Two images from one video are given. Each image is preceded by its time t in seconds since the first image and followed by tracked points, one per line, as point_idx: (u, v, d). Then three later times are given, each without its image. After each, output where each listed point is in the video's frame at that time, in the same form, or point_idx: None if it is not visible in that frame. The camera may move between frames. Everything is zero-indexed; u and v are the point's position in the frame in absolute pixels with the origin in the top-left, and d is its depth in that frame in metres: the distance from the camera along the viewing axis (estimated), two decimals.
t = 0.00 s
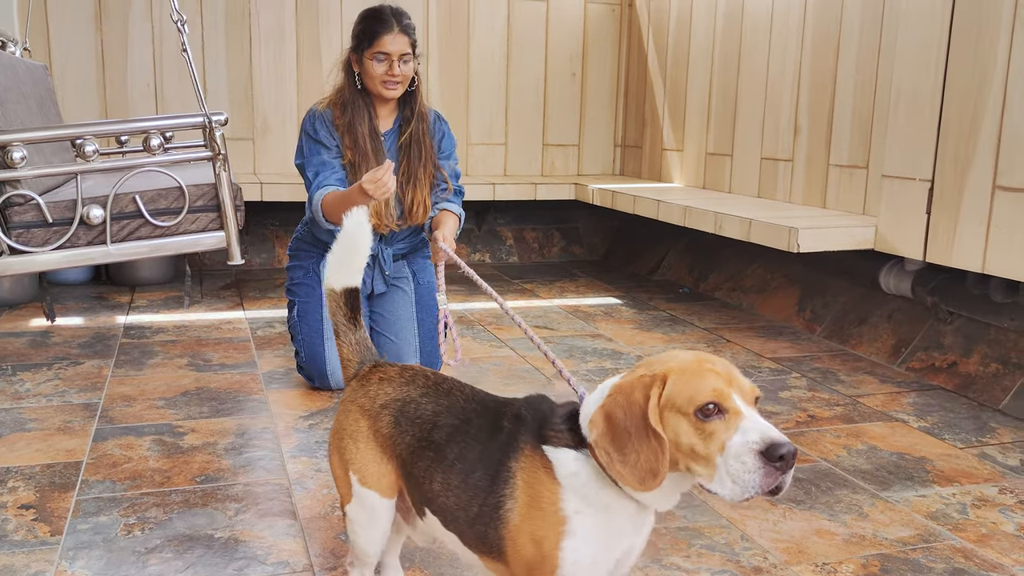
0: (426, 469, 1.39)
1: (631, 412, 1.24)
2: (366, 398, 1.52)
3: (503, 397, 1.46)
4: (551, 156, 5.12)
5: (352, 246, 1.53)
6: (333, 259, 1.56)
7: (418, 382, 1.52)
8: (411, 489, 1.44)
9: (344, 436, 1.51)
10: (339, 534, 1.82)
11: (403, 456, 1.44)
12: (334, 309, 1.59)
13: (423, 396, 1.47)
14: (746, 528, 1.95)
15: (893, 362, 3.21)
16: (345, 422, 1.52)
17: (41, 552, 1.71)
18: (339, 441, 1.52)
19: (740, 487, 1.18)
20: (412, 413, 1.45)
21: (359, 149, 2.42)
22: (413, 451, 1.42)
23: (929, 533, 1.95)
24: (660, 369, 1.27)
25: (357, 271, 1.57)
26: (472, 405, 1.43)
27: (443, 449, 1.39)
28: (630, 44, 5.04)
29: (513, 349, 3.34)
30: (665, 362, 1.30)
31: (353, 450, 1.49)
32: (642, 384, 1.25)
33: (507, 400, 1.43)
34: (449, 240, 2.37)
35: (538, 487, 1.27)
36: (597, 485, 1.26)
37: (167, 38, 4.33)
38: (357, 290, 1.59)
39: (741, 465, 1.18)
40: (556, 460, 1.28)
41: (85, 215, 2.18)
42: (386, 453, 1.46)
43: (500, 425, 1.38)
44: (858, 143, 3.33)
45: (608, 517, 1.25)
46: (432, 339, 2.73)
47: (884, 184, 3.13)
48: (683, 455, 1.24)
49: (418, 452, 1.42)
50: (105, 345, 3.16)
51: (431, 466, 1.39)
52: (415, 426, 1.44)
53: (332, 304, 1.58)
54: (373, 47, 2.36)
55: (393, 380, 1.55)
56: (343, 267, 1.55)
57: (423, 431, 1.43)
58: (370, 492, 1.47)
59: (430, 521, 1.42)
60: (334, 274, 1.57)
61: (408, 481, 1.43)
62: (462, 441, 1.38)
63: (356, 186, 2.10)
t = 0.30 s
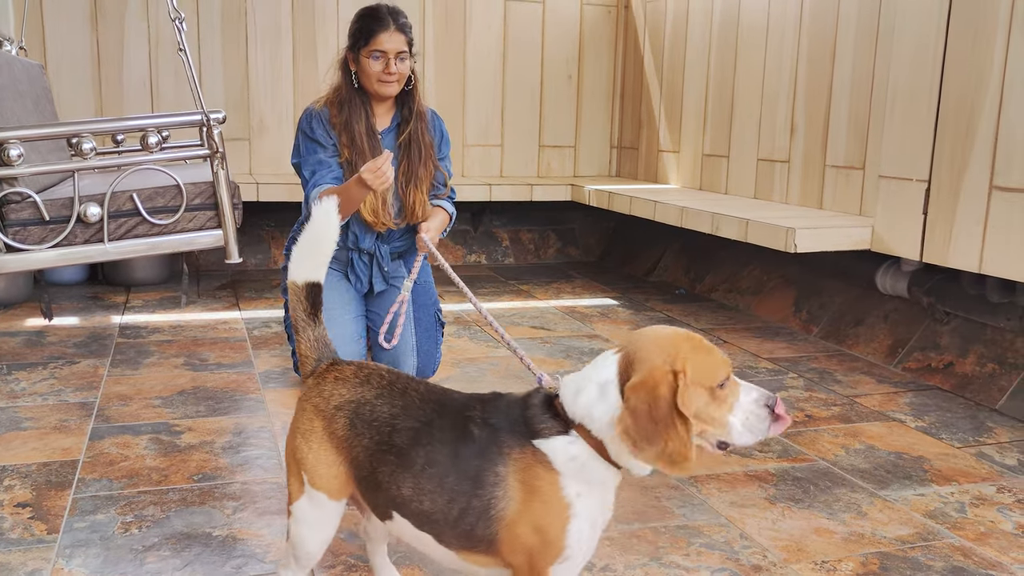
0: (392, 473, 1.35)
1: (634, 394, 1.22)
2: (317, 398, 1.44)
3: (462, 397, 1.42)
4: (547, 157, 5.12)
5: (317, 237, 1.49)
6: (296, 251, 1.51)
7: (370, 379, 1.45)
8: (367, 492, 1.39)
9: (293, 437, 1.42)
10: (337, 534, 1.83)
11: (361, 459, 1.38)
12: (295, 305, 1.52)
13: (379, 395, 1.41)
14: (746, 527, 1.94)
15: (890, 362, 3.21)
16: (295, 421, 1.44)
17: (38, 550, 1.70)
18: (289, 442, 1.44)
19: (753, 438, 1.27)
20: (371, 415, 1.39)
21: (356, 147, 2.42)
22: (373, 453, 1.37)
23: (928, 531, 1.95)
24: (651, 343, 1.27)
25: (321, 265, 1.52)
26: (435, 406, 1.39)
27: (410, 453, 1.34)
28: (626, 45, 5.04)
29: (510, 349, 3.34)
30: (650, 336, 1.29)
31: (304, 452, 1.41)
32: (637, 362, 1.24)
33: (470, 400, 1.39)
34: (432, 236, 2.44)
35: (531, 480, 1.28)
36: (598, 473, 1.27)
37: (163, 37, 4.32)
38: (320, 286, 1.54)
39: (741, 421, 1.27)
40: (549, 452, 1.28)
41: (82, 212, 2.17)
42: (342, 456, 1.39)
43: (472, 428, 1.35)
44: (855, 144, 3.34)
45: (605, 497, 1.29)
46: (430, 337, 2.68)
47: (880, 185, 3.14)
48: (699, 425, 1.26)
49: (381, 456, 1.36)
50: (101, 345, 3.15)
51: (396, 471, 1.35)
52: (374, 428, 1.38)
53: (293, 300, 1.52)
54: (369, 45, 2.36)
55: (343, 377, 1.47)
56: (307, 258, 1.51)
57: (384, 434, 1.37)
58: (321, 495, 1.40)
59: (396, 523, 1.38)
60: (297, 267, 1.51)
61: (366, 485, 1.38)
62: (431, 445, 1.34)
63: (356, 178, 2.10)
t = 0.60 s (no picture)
0: (395, 448, 1.32)
1: (628, 354, 1.36)
2: (288, 384, 1.36)
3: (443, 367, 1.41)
4: (545, 154, 5.12)
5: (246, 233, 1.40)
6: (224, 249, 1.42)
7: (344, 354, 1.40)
8: (360, 472, 1.35)
9: (271, 426, 1.33)
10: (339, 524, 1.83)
11: (355, 439, 1.33)
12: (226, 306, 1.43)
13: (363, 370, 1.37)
14: (748, 519, 1.94)
15: (889, 359, 3.21)
16: (269, 410, 1.34)
17: (38, 540, 1.69)
18: (262, 432, 1.34)
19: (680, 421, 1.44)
20: (361, 392, 1.34)
21: (356, 141, 2.41)
22: (372, 431, 1.33)
23: (930, 524, 1.95)
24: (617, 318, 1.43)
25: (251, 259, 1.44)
26: (425, 377, 1.37)
27: (411, 422, 1.32)
28: (625, 43, 5.04)
29: (510, 345, 3.34)
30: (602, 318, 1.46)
31: (286, 441, 1.32)
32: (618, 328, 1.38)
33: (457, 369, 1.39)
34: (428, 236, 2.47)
35: (539, 431, 1.31)
36: (580, 425, 1.33)
37: (161, 32, 4.31)
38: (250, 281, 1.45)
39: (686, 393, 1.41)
40: (545, 403, 1.33)
41: (83, 203, 2.14)
42: (330, 439, 1.33)
43: (467, 391, 1.35)
44: (855, 142, 3.34)
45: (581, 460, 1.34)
46: (430, 330, 2.61)
47: (880, 182, 3.14)
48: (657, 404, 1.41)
49: (381, 433, 1.32)
50: (98, 338, 3.13)
51: (403, 443, 1.32)
52: (367, 406, 1.34)
53: (223, 299, 1.43)
54: (370, 43, 2.35)
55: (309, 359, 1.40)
56: (235, 255, 1.42)
57: (381, 409, 1.33)
58: (310, 485, 1.34)
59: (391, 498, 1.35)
60: (224, 264, 1.42)
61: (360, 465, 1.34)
62: (434, 414, 1.33)
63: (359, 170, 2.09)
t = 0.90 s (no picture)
0: (424, 428, 1.38)
1: (599, 316, 1.62)
2: (311, 369, 1.37)
3: (451, 350, 1.48)
4: (549, 150, 5.12)
5: (251, 219, 1.40)
6: (229, 235, 1.41)
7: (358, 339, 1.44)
8: (381, 454, 1.39)
9: (294, 410, 1.34)
10: (346, 515, 1.84)
11: (382, 422, 1.37)
12: (234, 293, 1.43)
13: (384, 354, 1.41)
14: (753, 513, 1.95)
15: (892, 356, 3.22)
16: (292, 394, 1.35)
17: (48, 528, 1.70)
18: (285, 417, 1.34)
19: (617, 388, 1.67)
20: (388, 376, 1.39)
21: (364, 133, 2.42)
22: (402, 412, 1.38)
23: (934, 519, 1.96)
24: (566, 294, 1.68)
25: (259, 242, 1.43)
26: (441, 360, 1.44)
27: (443, 399, 1.40)
28: (630, 39, 5.04)
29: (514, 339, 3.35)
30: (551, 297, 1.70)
31: (312, 425, 1.33)
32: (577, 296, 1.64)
33: (468, 352, 1.47)
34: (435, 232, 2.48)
35: (560, 393, 1.47)
36: (585, 376, 1.52)
37: (167, 25, 4.31)
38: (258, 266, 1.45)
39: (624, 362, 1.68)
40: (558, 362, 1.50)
41: (91, 194, 2.15)
42: (357, 422, 1.36)
43: (487, 368, 1.46)
44: (860, 139, 3.34)
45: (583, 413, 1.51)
46: (435, 324, 2.59)
47: (885, 178, 3.14)
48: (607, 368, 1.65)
49: (411, 414, 1.38)
50: (104, 330, 3.14)
51: (432, 422, 1.39)
52: (396, 389, 1.38)
53: (229, 286, 1.43)
54: (378, 43, 2.33)
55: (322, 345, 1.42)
56: (242, 241, 1.41)
57: (411, 390, 1.39)
58: (331, 467, 1.34)
59: (418, 474, 1.41)
60: (230, 250, 1.42)
61: (385, 446, 1.37)
62: (457, 394, 1.41)
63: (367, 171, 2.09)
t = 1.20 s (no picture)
0: (472, 410, 1.46)
1: (575, 295, 1.77)
2: (366, 359, 1.42)
3: (478, 337, 1.57)
4: (558, 147, 5.12)
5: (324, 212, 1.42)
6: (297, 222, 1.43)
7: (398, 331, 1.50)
8: (431, 437, 1.45)
9: (350, 396, 1.38)
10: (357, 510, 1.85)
11: (436, 406, 1.43)
12: (294, 279, 1.46)
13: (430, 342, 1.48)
14: (763, 509, 1.96)
15: (902, 353, 3.21)
16: (348, 382, 1.39)
17: (63, 521, 1.72)
18: (344, 405, 1.37)
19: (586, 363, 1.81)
20: (439, 361, 1.46)
21: (374, 128, 2.42)
22: (453, 396, 1.45)
23: (944, 517, 1.96)
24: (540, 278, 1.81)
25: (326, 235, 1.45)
26: (477, 347, 1.52)
27: (488, 381, 1.49)
28: (639, 36, 5.03)
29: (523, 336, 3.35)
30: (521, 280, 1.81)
31: (370, 412, 1.38)
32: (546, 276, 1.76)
33: (494, 337, 1.57)
34: (441, 230, 2.50)
35: (570, 364, 1.62)
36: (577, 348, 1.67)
37: (178, 22, 4.33)
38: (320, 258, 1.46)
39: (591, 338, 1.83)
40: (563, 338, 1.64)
41: (103, 190, 2.14)
42: (413, 409, 1.41)
43: (516, 349, 1.56)
44: (870, 136, 3.33)
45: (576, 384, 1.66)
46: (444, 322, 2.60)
47: (896, 175, 3.14)
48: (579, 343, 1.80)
49: (462, 398, 1.45)
50: (116, 326, 3.16)
51: (481, 405, 1.47)
52: (447, 375, 1.45)
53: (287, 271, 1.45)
54: (389, 42, 2.34)
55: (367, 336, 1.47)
56: (309, 231, 1.43)
57: (461, 374, 1.47)
58: (380, 452, 1.38)
59: (464, 454, 1.49)
60: (296, 237, 1.44)
61: (436, 428, 1.44)
62: (499, 379, 1.50)
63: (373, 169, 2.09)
